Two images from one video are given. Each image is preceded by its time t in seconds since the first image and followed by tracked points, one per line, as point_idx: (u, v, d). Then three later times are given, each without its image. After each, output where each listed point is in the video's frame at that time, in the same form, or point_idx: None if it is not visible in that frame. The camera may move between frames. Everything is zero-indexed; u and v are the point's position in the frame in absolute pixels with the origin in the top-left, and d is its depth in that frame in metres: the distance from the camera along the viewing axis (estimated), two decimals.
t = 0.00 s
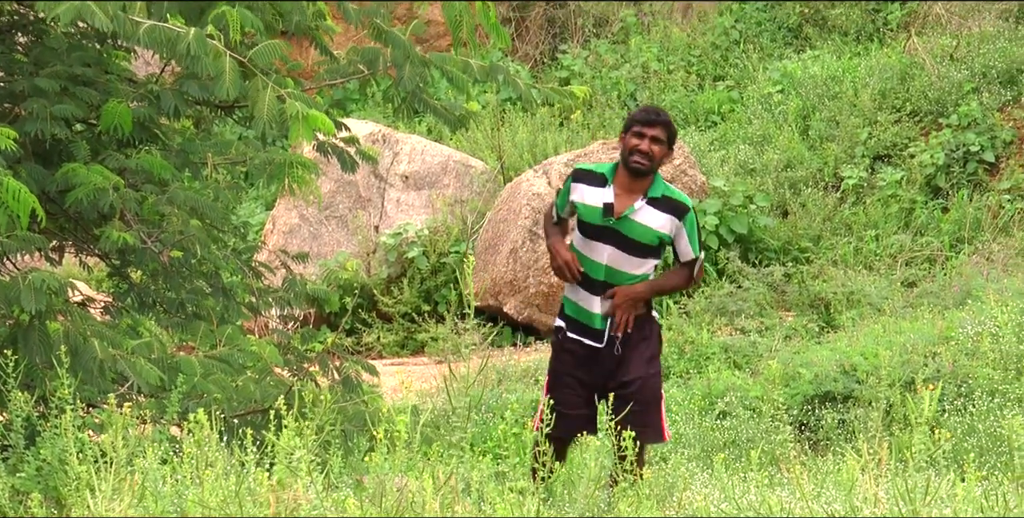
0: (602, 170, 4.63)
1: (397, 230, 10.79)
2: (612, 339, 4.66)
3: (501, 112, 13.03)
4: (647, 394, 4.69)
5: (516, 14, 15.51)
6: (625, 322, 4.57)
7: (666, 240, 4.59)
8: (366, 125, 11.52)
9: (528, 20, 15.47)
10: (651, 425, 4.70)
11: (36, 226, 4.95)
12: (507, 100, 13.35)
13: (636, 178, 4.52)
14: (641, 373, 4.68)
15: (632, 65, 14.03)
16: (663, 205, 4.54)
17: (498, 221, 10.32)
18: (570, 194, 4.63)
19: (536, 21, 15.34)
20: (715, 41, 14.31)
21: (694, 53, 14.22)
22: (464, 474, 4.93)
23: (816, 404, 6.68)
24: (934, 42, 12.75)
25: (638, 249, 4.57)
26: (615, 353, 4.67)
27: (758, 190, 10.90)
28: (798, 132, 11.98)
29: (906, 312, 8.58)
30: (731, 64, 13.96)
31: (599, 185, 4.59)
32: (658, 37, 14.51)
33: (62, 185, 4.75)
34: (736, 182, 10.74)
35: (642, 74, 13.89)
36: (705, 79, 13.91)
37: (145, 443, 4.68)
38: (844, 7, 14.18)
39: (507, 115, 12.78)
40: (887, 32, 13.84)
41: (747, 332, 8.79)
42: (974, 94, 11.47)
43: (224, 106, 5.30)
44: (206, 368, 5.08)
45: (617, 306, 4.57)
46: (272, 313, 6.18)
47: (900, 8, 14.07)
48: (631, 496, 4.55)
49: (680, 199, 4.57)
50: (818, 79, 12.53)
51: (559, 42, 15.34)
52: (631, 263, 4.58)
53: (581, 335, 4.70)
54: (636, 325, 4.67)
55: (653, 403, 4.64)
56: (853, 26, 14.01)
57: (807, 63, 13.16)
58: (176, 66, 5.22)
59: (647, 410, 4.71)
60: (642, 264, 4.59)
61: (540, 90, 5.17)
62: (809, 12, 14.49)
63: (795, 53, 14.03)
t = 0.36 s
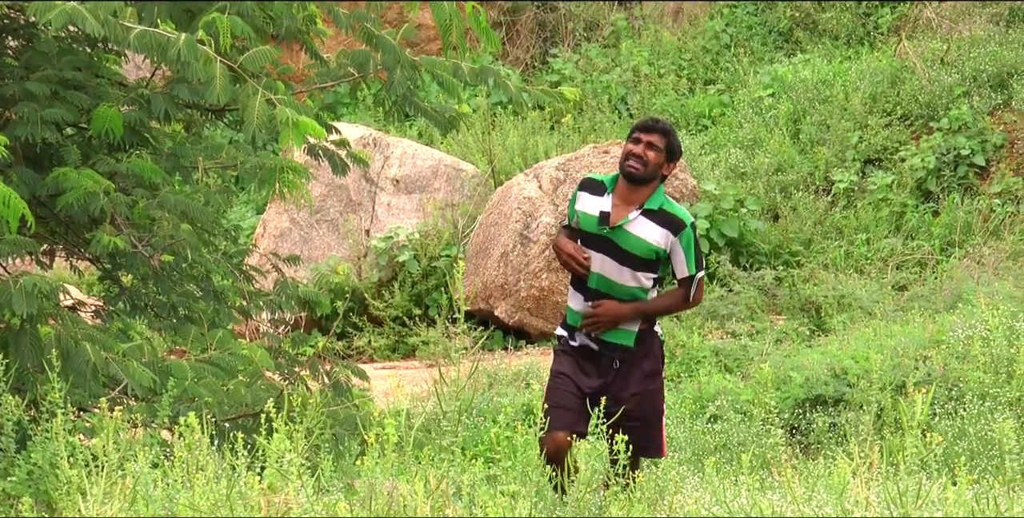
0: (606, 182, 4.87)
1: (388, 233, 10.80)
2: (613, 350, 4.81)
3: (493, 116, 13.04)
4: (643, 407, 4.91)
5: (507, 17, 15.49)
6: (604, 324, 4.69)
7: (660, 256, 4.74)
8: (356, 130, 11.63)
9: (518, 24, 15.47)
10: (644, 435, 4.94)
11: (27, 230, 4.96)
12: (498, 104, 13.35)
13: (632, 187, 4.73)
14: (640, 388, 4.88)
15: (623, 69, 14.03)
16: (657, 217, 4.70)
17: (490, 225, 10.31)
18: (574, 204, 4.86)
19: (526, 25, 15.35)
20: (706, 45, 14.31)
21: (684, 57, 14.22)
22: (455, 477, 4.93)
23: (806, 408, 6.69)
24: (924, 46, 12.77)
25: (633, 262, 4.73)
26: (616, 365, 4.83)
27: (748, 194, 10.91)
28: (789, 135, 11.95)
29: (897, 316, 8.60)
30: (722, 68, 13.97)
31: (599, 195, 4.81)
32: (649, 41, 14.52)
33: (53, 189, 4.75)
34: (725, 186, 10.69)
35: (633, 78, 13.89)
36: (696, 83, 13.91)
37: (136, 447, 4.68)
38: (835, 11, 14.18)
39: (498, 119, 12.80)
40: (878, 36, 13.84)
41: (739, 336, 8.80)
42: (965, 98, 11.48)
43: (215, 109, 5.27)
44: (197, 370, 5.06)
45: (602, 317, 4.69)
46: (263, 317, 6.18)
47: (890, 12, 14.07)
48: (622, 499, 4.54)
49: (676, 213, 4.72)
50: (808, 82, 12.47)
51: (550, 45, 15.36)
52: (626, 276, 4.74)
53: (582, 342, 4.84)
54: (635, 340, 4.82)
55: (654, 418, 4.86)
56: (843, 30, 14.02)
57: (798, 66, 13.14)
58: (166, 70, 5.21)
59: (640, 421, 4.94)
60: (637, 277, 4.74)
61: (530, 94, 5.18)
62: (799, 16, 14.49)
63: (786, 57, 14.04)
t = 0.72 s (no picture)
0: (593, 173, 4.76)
1: (385, 232, 10.80)
2: (600, 336, 4.68)
3: (489, 115, 13.03)
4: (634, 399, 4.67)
5: (504, 16, 15.45)
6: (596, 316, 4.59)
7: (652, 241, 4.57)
8: (353, 128, 11.56)
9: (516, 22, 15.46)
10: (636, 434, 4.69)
11: (24, 229, 4.96)
12: (495, 102, 13.35)
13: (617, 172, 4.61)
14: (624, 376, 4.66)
15: (621, 68, 14.03)
16: (644, 201, 4.56)
17: (487, 224, 10.33)
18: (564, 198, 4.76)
19: (523, 23, 15.35)
20: (703, 43, 14.31)
21: (682, 55, 14.22)
22: (453, 476, 4.94)
23: (804, 406, 6.69)
24: (921, 44, 12.79)
25: (624, 253, 4.60)
26: (604, 355, 4.69)
27: (745, 193, 10.90)
28: (786, 134, 11.94)
29: (894, 314, 8.61)
30: (719, 67, 13.95)
31: (586, 185, 4.70)
32: (646, 39, 14.52)
33: (50, 188, 4.76)
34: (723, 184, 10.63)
35: (631, 76, 13.90)
36: (693, 81, 13.90)
37: (133, 446, 4.69)
38: (832, 9, 14.19)
39: (495, 117, 12.80)
40: (875, 34, 13.85)
41: (736, 334, 8.79)
42: (963, 96, 11.53)
43: (211, 108, 5.21)
44: (194, 369, 5.06)
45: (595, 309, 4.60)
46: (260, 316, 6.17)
47: (887, 10, 14.09)
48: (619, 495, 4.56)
49: (664, 195, 4.57)
50: (806, 81, 12.46)
51: (547, 44, 15.36)
52: (618, 267, 4.61)
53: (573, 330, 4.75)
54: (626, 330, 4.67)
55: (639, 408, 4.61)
56: (840, 28, 14.03)
57: (796, 65, 13.12)
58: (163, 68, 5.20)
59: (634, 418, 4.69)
60: (630, 267, 4.61)
61: (527, 92, 5.17)
62: (797, 15, 14.50)
63: (783, 56, 14.02)
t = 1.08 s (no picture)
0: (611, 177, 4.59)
1: (381, 232, 10.75)
2: (624, 329, 4.58)
3: (485, 115, 13.03)
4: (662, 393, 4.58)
5: (500, 15, 15.47)
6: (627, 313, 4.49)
7: (679, 248, 4.50)
8: (349, 131, 11.48)
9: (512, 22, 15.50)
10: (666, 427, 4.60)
11: (20, 229, 4.96)
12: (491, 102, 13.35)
13: (640, 183, 4.47)
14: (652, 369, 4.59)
15: (616, 67, 14.01)
16: (673, 211, 4.45)
17: (482, 223, 10.37)
18: (582, 205, 4.59)
19: (519, 23, 15.37)
20: (699, 43, 14.26)
21: (677, 55, 14.19)
22: (448, 476, 4.94)
23: (799, 406, 6.69)
24: (917, 45, 12.79)
25: (652, 258, 4.50)
26: (628, 349, 4.59)
27: (741, 193, 10.91)
28: (782, 134, 11.93)
29: (889, 315, 8.61)
30: (715, 67, 13.94)
31: (606, 193, 4.54)
32: (642, 39, 14.53)
33: (46, 188, 4.76)
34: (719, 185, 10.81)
35: (626, 76, 13.87)
36: (689, 81, 13.89)
37: (129, 445, 4.70)
38: (828, 9, 14.18)
39: (491, 117, 12.80)
40: (871, 34, 13.83)
41: (731, 334, 8.79)
42: (958, 96, 11.45)
43: (206, 108, 5.22)
44: (190, 369, 5.06)
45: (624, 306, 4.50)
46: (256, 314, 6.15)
47: (883, 10, 14.07)
48: (615, 494, 4.56)
49: (691, 203, 4.47)
50: (802, 81, 12.45)
51: (542, 44, 15.38)
52: (646, 271, 4.52)
53: (594, 326, 4.64)
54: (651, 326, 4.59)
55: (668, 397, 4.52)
56: (836, 28, 14.00)
57: (792, 65, 13.10)
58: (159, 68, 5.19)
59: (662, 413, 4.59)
60: (658, 272, 4.52)
61: (523, 92, 5.16)
62: (792, 14, 14.47)
63: (779, 56, 14.01)
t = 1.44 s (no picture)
0: (636, 184, 4.70)
1: (365, 232, 10.82)
2: (642, 324, 4.69)
3: (470, 116, 13.04)
4: (676, 393, 4.71)
5: (483, 16, 15.55)
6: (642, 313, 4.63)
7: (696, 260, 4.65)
8: (333, 129, 11.59)
9: (495, 23, 15.52)
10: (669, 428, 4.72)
11: (3, 230, 4.95)
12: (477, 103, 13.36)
13: (662, 201, 4.57)
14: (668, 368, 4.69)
15: (600, 68, 14.05)
16: (693, 230, 4.58)
17: (466, 224, 10.41)
18: (605, 208, 4.72)
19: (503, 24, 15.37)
20: (683, 44, 14.28)
21: (661, 56, 14.19)
22: (433, 476, 4.94)
23: (783, 406, 6.68)
24: (901, 45, 12.79)
25: (670, 266, 4.65)
26: (646, 344, 4.70)
27: (726, 194, 10.91)
28: (766, 134, 11.91)
29: (874, 315, 8.62)
30: (699, 67, 13.94)
31: (628, 202, 4.66)
32: (626, 40, 14.53)
33: (29, 189, 4.75)
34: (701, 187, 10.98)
35: (610, 77, 13.91)
36: (673, 81, 13.89)
37: (113, 447, 4.69)
38: (811, 10, 14.17)
39: (475, 118, 12.82)
40: (855, 34, 13.82)
41: (716, 335, 8.79)
42: (942, 96, 11.43)
43: (191, 109, 5.16)
44: (174, 370, 5.06)
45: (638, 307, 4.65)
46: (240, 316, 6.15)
47: (867, 11, 14.07)
48: (600, 495, 4.55)
49: (713, 221, 4.60)
50: (786, 81, 12.44)
51: (526, 45, 15.39)
52: (663, 277, 4.66)
53: (611, 321, 4.74)
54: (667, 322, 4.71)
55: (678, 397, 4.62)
56: (820, 28, 13.98)
57: (775, 65, 13.09)
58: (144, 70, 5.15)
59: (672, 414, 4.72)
60: (674, 279, 4.67)
61: (505, 93, 5.17)
62: (776, 15, 14.43)
63: (762, 56, 13.99)
